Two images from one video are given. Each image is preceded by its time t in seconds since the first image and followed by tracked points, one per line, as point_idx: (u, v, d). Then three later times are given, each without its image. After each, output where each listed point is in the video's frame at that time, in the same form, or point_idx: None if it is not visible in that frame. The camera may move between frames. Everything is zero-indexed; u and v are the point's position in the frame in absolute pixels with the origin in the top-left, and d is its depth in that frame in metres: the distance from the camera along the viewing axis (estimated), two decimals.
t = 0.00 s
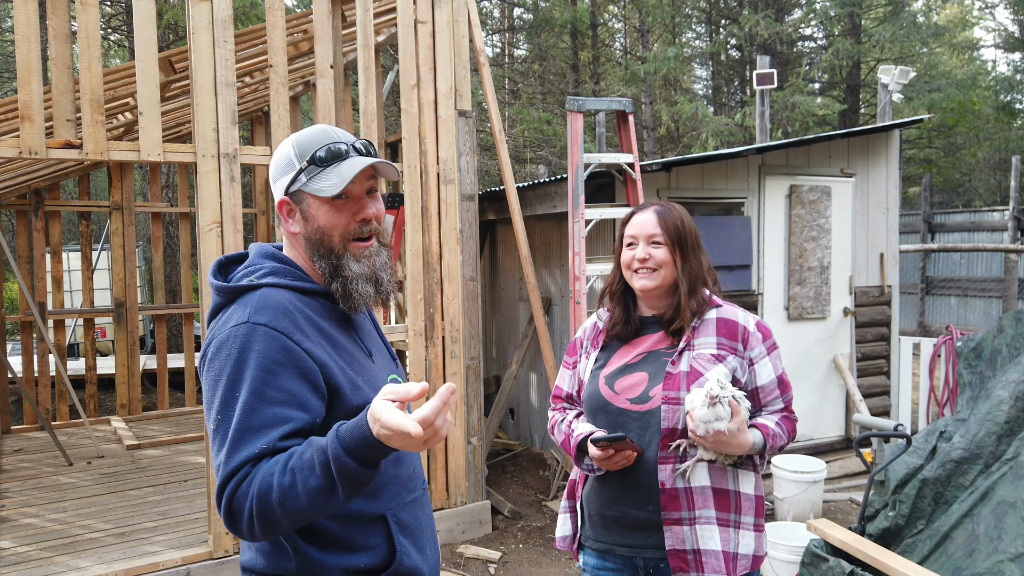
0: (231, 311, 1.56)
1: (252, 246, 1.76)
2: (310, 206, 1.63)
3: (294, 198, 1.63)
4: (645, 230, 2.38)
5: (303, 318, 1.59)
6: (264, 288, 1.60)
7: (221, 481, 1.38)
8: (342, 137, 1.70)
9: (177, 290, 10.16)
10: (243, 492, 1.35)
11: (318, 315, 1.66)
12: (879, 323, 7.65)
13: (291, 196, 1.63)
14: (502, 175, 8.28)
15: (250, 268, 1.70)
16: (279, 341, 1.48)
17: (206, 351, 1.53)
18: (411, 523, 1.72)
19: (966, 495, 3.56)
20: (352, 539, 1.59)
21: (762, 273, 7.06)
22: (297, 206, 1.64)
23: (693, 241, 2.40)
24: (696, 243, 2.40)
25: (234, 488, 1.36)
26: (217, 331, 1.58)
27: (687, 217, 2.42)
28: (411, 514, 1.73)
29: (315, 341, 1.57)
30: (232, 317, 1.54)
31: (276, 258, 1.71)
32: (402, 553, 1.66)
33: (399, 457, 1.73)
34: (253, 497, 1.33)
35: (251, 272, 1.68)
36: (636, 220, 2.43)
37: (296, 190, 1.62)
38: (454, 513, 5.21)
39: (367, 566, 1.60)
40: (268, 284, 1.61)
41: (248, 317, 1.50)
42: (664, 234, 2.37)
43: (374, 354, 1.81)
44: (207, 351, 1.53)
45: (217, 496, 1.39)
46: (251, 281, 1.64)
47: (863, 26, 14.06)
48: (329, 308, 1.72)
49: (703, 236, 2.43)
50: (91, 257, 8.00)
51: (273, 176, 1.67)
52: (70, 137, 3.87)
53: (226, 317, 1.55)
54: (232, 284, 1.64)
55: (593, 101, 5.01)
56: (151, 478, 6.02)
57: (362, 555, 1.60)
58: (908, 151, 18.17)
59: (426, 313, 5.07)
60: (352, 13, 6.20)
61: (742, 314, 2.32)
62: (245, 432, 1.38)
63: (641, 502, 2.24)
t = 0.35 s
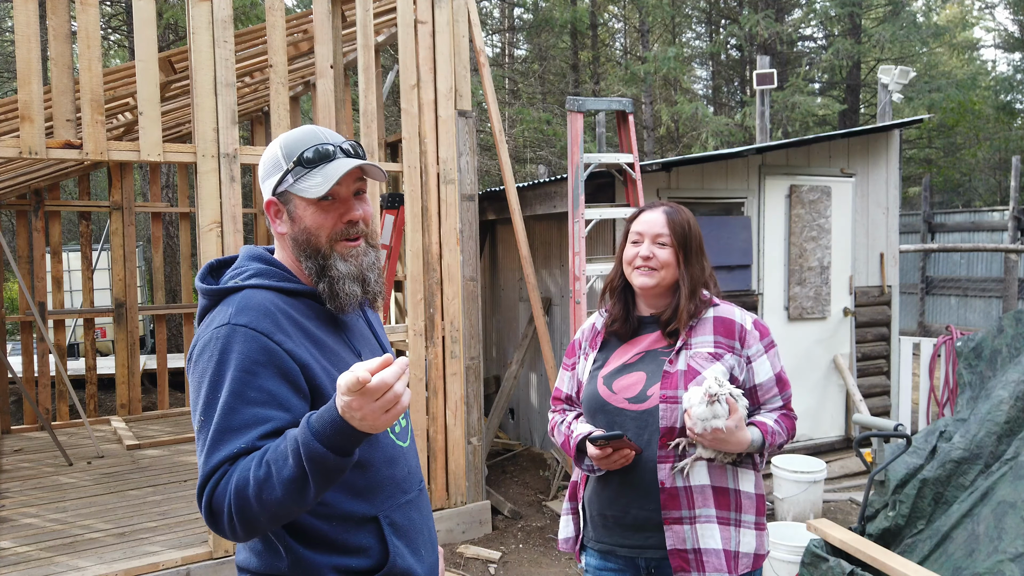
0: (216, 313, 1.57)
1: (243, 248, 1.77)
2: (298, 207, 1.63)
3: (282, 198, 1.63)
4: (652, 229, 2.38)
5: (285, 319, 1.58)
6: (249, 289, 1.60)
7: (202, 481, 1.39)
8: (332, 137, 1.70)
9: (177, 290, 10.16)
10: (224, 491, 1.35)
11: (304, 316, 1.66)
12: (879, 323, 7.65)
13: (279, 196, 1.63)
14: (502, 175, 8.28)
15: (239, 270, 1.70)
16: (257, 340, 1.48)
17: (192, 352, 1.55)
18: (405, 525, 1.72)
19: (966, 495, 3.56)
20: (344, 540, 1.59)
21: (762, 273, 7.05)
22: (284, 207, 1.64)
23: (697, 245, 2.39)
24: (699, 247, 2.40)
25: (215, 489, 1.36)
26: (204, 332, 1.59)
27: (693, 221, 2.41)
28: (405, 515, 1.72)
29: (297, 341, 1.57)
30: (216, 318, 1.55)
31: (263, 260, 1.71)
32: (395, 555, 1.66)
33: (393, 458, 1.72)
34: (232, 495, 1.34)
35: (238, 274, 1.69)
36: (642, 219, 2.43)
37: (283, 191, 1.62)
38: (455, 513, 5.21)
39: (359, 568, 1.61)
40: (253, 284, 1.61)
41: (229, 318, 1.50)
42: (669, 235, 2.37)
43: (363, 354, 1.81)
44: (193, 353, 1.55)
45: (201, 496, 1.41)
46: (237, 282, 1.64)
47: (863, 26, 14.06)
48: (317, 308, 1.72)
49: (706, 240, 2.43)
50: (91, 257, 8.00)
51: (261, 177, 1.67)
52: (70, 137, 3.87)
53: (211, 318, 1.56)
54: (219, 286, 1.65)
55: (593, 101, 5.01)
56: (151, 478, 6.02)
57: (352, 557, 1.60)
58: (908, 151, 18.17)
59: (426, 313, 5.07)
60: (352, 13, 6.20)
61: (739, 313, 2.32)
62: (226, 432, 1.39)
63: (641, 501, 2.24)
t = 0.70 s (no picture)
0: (216, 315, 1.57)
1: (241, 249, 1.76)
2: (347, 202, 1.63)
3: (331, 191, 1.62)
4: (654, 231, 2.38)
5: (288, 320, 1.58)
6: (250, 291, 1.60)
7: (206, 482, 1.39)
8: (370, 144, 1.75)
9: (177, 290, 10.16)
10: (230, 491, 1.35)
11: (306, 317, 1.66)
12: (879, 323, 7.65)
13: (328, 188, 1.61)
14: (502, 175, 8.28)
15: (238, 271, 1.70)
16: (261, 339, 1.48)
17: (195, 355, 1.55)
18: (406, 524, 1.72)
19: (966, 495, 3.56)
20: (346, 541, 1.59)
21: (762, 273, 7.05)
22: (332, 200, 1.62)
23: (699, 247, 2.40)
24: (701, 250, 2.40)
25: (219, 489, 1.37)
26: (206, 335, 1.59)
27: (696, 223, 2.42)
28: (406, 515, 1.73)
29: (300, 343, 1.57)
30: (217, 320, 1.54)
31: (263, 260, 1.71)
32: (397, 555, 1.66)
33: (394, 459, 1.72)
34: (237, 495, 1.34)
35: (238, 275, 1.68)
36: (645, 219, 2.42)
37: (337, 183, 1.61)
38: (455, 513, 5.21)
39: (362, 568, 1.61)
40: (254, 286, 1.61)
41: (231, 319, 1.50)
42: (672, 236, 2.37)
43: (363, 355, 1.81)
44: (196, 356, 1.55)
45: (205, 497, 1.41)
46: (238, 283, 1.64)
47: (863, 26, 14.06)
48: (318, 310, 1.72)
49: (707, 242, 2.44)
50: (91, 257, 8.00)
51: (301, 164, 1.61)
52: (70, 137, 3.86)
53: (213, 320, 1.55)
54: (220, 287, 1.65)
55: (593, 101, 5.01)
56: (151, 478, 6.02)
57: (355, 557, 1.60)
58: (908, 151, 18.17)
59: (426, 313, 5.07)
60: (352, 13, 6.20)
61: (737, 312, 2.33)
62: (230, 434, 1.39)
63: (641, 502, 2.24)
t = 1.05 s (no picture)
0: (233, 308, 1.56)
1: (252, 245, 1.76)
2: (342, 196, 1.64)
3: (323, 188, 1.63)
4: (650, 231, 2.38)
5: (305, 317, 1.59)
6: (265, 285, 1.60)
7: (227, 469, 1.36)
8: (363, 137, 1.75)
9: (177, 290, 10.15)
10: (257, 480, 1.35)
11: (318, 313, 1.65)
12: (879, 323, 7.65)
13: (321, 185, 1.63)
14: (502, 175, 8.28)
15: (250, 267, 1.70)
16: (284, 334, 1.49)
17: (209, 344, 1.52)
18: (410, 524, 1.72)
19: (966, 495, 3.56)
20: (353, 540, 1.59)
21: (762, 273, 7.05)
22: (326, 197, 1.64)
23: (697, 245, 2.40)
24: (699, 248, 2.40)
25: (245, 478, 1.35)
26: (217, 326, 1.56)
27: (694, 221, 2.41)
28: (410, 515, 1.73)
29: (316, 340, 1.58)
30: (234, 313, 1.54)
31: (274, 256, 1.71)
32: (402, 554, 1.66)
33: (398, 458, 1.72)
34: (269, 484, 1.35)
35: (251, 271, 1.68)
36: (642, 219, 2.43)
37: (329, 180, 1.63)
38: (455, 513, 5.21)
39: (368, 567, 1.61)
40: (269, 280, 1.61)
41: (252, 312, 1.50)
42: (669, 236, 2.36)
43: (370, 354, 1.80)
44: (209, 346, 1.52)
45: (219, 486, 1.37)
46: (252, 278, 1.64)
47: (863, 26, 14.06)
48: (329, 308, 1.71)
49: (706, 238, 2.44)
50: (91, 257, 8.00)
51: (295, 165, 1.64)
52: (70, 137, 3.86)
53: (229, 313, 1.55)
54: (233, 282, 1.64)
55: (593, 101, 5.00)
56: (151, 478, 6.02)
57: (361, 556, 1.60)
58: (908, 151, 18.18)
59: (426, 313, 5.07)
60: (352, 13, 6.20)
61: (737, 312, 2.32)
62: (253, 424, 1.39)
63: (639, 502, 2.24)
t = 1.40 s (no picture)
0: (230, 309, 1.56)
1: (255, 245, 1.77)
2: (303, 209, 1.64)
3: (291, 200, 1.65)
4: (648, 233, 2.38)
5: (302, 317, 1.59)
6: (264, 285, 1.60)
7: (233, 472, 1.36)
8: (341, 139, 1.69)
9: (176, 289, 10.15)
10: (268, 485, 1.37)
11: (317, 314, 1.66)
12: (879, 323, 7.66)
13: (288, 197, 1.65)
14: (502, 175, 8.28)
15: (252, 266, 1.71)
16: (284, 335, 1.50)
17: (206, 343, 1.50)
18: (408, 524, 1.72)
19: (966, 495, 3.56)
20: (350, 538, 1.59)
21: (762, 273, 7.04)
22: (293, 209, 1.65)
23: (696, 245, 2.40)
24: (698, 248, 2.40)
25: (253, 483, 1.36)
26: (212, 327, 1.54)
27: (692, 222, 2.40)
28: (408, 515, 1.73)
29: (314, 340, 1.58)
30: (231, 314, 1.54)
31: (276, 257, 1.71)
32: (400, 554, 1.66)
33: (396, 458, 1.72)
34: (281, 488, 1.38)
35: (252, 271, 1.68)
36: (639, 220, 2.42)
37: (290, 193, 1.63)
38: (454, 512, 5.21)
39: (365, 566, 1.61)
40: (268, 281, 1.61)
41: (249, 313, 1.50)
42: (666, 237, 2.36)
43: (371, 355, 1.80)
44: (206, 345, 1.50)
45: (222, 488, 1.37)
46: (252, 278, 1.64)
47: (863, 26, 14.06)
48: (326, 308, 1.71)
49: (706, 239, 2.43)
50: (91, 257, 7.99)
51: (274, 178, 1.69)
52: (71, 137, 3.86)
53: (226, 313, 1.55)
54: (233, 281, 1.65)
55: (593, 101, 5.00)
56: (151, 478, 6.02)
57: (359, 555, 1.60)
58: (907, 151, 18.19)
59: (426, 313, 5.07)
60: (352, 13, 6.20)
61: (737, 314, 2.32)
62: (256, 424, 1.40)
63: (637, 502, 2.24)
